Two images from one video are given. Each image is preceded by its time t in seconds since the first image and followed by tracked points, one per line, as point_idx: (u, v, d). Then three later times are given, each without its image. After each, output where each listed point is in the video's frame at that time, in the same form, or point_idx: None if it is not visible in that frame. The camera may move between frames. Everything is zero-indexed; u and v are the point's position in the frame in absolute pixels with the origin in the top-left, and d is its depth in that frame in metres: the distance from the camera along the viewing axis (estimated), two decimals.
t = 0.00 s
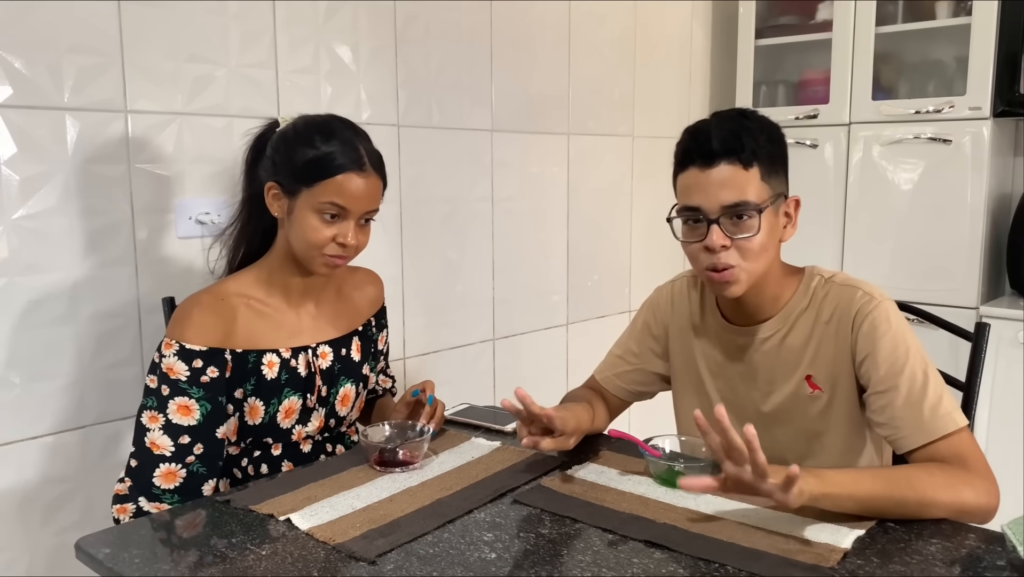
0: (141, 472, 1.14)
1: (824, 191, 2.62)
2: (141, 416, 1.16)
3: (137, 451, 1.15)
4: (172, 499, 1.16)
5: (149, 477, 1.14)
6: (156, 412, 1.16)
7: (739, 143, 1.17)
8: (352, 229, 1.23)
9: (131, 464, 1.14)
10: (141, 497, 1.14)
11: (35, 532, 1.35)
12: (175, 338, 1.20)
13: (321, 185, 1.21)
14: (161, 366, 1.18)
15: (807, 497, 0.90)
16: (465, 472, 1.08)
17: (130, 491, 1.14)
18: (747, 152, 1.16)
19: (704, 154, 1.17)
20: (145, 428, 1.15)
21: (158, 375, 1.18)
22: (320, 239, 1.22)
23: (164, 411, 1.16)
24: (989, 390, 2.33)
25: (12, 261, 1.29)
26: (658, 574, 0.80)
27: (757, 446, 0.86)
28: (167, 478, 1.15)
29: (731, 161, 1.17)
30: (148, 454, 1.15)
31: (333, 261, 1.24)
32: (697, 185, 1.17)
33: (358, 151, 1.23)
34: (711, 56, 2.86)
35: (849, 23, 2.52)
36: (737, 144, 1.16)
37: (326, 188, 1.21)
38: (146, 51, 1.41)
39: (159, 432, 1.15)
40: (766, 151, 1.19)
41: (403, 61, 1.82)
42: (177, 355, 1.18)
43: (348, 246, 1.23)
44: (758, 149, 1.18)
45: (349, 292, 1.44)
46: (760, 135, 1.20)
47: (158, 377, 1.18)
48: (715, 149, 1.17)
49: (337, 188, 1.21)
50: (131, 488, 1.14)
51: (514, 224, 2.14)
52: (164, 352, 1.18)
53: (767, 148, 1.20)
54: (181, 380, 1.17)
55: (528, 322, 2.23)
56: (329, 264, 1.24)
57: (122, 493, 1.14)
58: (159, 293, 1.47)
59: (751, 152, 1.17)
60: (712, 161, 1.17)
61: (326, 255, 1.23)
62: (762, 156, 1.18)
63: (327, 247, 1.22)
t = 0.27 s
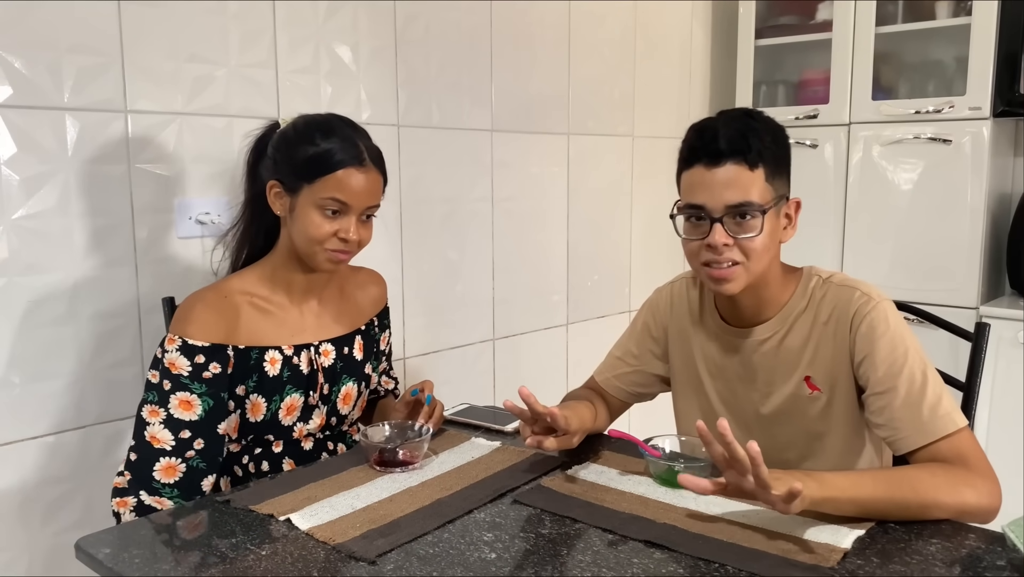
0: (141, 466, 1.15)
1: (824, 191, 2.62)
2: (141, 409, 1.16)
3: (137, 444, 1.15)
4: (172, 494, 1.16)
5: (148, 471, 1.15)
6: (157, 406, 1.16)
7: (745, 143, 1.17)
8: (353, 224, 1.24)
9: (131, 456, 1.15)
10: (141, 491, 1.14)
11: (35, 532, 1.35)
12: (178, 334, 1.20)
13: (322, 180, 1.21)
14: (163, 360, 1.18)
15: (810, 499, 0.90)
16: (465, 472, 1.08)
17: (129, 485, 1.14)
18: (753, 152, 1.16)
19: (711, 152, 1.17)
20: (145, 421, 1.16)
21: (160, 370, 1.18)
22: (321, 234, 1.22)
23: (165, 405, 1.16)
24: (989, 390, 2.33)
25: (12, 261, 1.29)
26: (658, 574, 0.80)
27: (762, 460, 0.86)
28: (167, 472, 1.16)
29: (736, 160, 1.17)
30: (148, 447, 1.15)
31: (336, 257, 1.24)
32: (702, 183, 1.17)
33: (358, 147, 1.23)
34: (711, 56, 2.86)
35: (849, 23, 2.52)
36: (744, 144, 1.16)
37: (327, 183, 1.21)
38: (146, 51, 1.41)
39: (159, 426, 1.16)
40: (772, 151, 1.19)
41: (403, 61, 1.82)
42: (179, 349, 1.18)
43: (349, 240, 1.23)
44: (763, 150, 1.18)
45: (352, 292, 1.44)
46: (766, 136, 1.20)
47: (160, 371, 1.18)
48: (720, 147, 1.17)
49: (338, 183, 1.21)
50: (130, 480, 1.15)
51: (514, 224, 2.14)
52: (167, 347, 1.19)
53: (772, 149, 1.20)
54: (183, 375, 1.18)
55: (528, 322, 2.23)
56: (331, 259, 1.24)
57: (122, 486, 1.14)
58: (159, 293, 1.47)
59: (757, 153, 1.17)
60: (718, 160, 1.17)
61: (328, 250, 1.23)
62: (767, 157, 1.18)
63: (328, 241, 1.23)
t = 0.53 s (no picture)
0: (146, 464, 1.15)
1: (824, 191, 2.62)
2: (146, 408, 1.16)
3: (141, 442, 1.16)
4: (177, 492, 1.17)
5: (153, 469, 1.15)
6: (162, 404, 1.16)
7: (748, 136, 1.18)
8: (348, 214, 1.23)
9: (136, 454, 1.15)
10: (145, 490, 1.14)
11: (35, 531, 1.35)
12: (183, 333, 1.20)
13: (316, 170, 1.22)
14: (168, 359, 1.18)
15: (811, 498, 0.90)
16: (464, 472, 1.08)
17: (133, 483, 1.14)
18: (756, 145, 1.17)
19: (714, 144, 1.18)
20: (150, 420, 1.16)
21: (165, 369, 1.18)
22: (316, 224, 1.22)
23: (170, 404, 1.16)
24: (988, 390, 2.33)
25: (12, 261, 1.29)
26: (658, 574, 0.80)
27: (765, 461, 0.86)
28: (172, 470, 1.16)
29: (739, 152, 1.17)
30: (153, 445, 1.15)
31: (332, 248, 1.24)
32: (704, 174, 1.18)
33: (352, 137, 1.23)
34: (711, 56, 2.86)
35: (849, 23, 2.52)
36: (746, 136, 1.17)
37: (321, 172, 1.22)
38: (146, 51, 1.41)
39: (163, 424, 1.16)
40: (774, 147, 1.20)
41: (403, 61, 1.82)
42: (185, 348, 1.18)
43: (344, 231, 1.22)
44: (766, 145, 1.18)
45: (354, 292, 1.43)
46: (770, 131, 1.20)
47: (165, 370, 1.18)
48: (723, 139, 1.18)
49: (331, 172, 1.21)
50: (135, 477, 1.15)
51: (514, 224, 2.14)
52: (172, 345, 1.19)
53: (775, 145, 1.20)
54: (188, 374, 1.17)
55: (528, 322, 2.23)
56: (327, 251, 1.24)
57: (127, 484, 1.14)
58: (159, 293, 1.47)
59: (759, 146, 1.18)
60: (720, 152, 1.18)
61: (322, 241, 1.23)
62: (770, 151, 1.19)
63: (323, 232, 1.23)
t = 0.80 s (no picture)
0: (145, 463, 1.14)
1: (824, 191, 2.62)
2: (146, 407, 1.16)
3: (141, 441, 1.15)
4: (176, 492, 1.16)
5: (153, 468, 1.14)
6: (162, 404, 1.16)
7: (755, 122, 1.18)
8: (346, 213, 1.23)
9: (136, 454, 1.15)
10: (145, 489, 1.14)
11: (34, 531, 1.35)
12: (184, 333, 1.20)
13: (315, 168, 1.22)
14: (169, 359, 1.18)
15: (815, 488, 0.91)
16: (464, 472, 1.08)
17: (133, 482, 1.14)
18: (762, 131, 1.18)
19: (721, 131, 1.19)
20: (150, 419, 1.15)
21: (165, 369, 1.18)
22: (314, 222, 1.22)
23: (170, 404, 1.16)
24: (988, 390, 2.33)
25: (12, 261, 1.29)
26: (658, 574, 0.80)
27: (784, 419, 0.88)
28: (172, 470, 1.16)
29: (746, 139, 1.18)
30: (153, 444, 1.15)
31: (328, 247, 1.23)
32: (712, 162, 1.19)
33: (353, 136, 1.23)
34: (711, 56, 2.86)
35: (849, 23, 2.52)
36: (754, 123, 1.18)
37: (320, 171, 1.22)
38: (146, 51, 1.41)
39: (164, 424, 1.16)
40: (780, 135, 1.21)
41: (403, 61, 1.82)
42: (185, 349, 1.18)
43: (342, 230, 1.22)
44: (773, 132, 1.19)
45: (356, 291, 1.43)
46: (777, 119, 1.21)
47: (165, 370, 1.17)
48: (731, 127, 1.19)
49: (330, 171, 1.21)
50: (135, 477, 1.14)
51: (514, 224, 2.14)
52: (173, 345, 1.18)
53: (782, 133, 1.21)
54: (189, 374, 1.17)
55: (528, 322, 2.23)
56: (324, 250, 1.23)
57: (127, 483, 1.14)
58: (159, 293, 1.47)
59: (766, 133, 1.19)
60: (728, 138, 1.19)
61: (320, 240, 1.23)
62: (777, 137, 1.20)
63: (321, 230, 1.22)
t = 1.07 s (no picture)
0: (146, 465, 1.14)
1: (824, 191, 2.62)
2: (146, 408, 1.16)
3: (142, 442, 1.15)
4: (177, 493, 1.16)
5: (154, 470, 1.14)
6: (161, 405, 1.16)
7: (752, 128, 1.19)
8: (348, 214, 1.23)
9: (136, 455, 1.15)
10: (146, 491, 1.14)
11: (34, 531, 1.35)
12: (184, 333, 1.20)
13: (316, 169, 1.22)
14: (169, 360, 1.18)
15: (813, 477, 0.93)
16: (465, 472, 1.08)
17: (133, 483, 1.14)
18: (761, 137, 1.19)
19: (719, 137, 1.19)
20: (150, 420, 1.16)
21: (165, 370, 1.18)
22: (315, 223, 1.22)
23: (170, 404, 1.16)
24: (988, 390, 2.33)
25: (12, 261, 1.29)
26: (658, 574, 0.80)
27: (794, 396, 0.91)
28: (173, 471, 1.16)
29: (743, 145, 1.18)
30: (153, 446, 1.15)
31: (330, 248, 1.24)
32: (710, 169, 1.19)
33: (353, 137, 1.23)
34: (711, 56, 2.86)
35: (849, 23, 2.52)
36: (750, 129, 1.18)
37: (321, 172, 1.22)
38: (146, 51, 1.41)
39: (163, 425, 1.16)
40: (776, 139, 1.21)
41: (403, 61, 1.82)
42: (185, 349, 1.18)
43: (344, 231, 1.22)
44: (769, 137, 1.20)
45: (354, 292, 1.43)
46: (771, 125, 1.22)
47: (165, 371, 1.18)
48: (728, 134, 1.19)
49: (331, 171, 1.21)
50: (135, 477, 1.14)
51: (514, 224, 2.14)
52: (173, 346, 1.19)
53: (777, 138, 1.21)
54: (189, 374, 1.17)
55: (528, 322, 2.23)
56: (326, 251, 1.24)
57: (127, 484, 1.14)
58: (159, 293, 1.47)
59: (762, 139, 1.19)
60: (726, 145, 1.19)
61: (322, 241, 1.23)
62: (773, 143, 1.20)
63: (323, 231, 1.23)
